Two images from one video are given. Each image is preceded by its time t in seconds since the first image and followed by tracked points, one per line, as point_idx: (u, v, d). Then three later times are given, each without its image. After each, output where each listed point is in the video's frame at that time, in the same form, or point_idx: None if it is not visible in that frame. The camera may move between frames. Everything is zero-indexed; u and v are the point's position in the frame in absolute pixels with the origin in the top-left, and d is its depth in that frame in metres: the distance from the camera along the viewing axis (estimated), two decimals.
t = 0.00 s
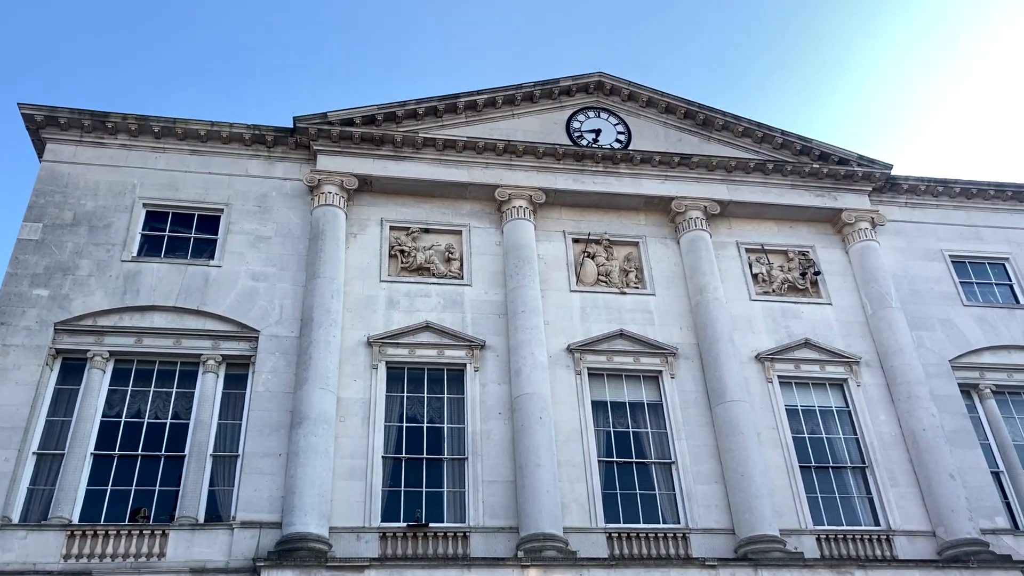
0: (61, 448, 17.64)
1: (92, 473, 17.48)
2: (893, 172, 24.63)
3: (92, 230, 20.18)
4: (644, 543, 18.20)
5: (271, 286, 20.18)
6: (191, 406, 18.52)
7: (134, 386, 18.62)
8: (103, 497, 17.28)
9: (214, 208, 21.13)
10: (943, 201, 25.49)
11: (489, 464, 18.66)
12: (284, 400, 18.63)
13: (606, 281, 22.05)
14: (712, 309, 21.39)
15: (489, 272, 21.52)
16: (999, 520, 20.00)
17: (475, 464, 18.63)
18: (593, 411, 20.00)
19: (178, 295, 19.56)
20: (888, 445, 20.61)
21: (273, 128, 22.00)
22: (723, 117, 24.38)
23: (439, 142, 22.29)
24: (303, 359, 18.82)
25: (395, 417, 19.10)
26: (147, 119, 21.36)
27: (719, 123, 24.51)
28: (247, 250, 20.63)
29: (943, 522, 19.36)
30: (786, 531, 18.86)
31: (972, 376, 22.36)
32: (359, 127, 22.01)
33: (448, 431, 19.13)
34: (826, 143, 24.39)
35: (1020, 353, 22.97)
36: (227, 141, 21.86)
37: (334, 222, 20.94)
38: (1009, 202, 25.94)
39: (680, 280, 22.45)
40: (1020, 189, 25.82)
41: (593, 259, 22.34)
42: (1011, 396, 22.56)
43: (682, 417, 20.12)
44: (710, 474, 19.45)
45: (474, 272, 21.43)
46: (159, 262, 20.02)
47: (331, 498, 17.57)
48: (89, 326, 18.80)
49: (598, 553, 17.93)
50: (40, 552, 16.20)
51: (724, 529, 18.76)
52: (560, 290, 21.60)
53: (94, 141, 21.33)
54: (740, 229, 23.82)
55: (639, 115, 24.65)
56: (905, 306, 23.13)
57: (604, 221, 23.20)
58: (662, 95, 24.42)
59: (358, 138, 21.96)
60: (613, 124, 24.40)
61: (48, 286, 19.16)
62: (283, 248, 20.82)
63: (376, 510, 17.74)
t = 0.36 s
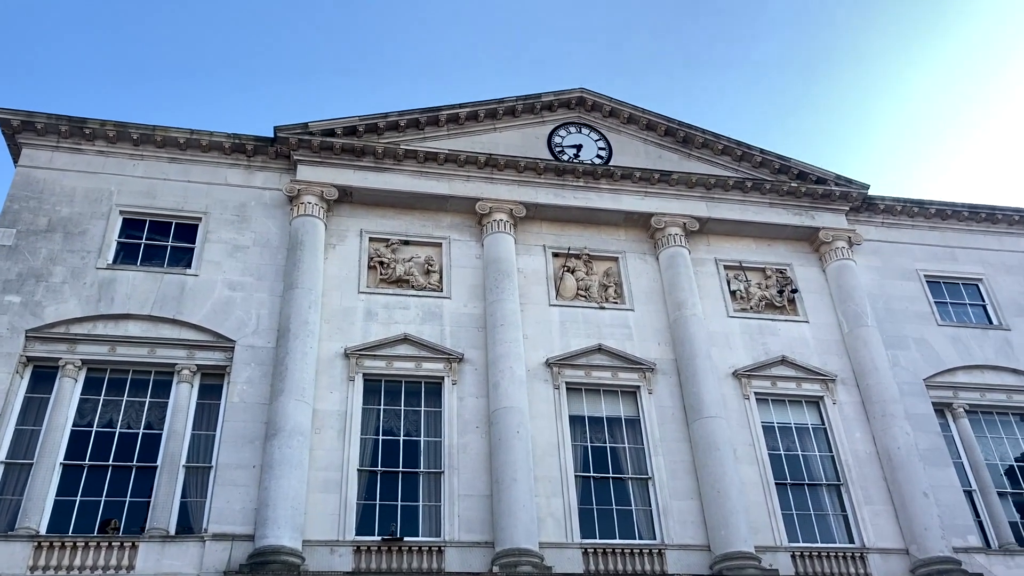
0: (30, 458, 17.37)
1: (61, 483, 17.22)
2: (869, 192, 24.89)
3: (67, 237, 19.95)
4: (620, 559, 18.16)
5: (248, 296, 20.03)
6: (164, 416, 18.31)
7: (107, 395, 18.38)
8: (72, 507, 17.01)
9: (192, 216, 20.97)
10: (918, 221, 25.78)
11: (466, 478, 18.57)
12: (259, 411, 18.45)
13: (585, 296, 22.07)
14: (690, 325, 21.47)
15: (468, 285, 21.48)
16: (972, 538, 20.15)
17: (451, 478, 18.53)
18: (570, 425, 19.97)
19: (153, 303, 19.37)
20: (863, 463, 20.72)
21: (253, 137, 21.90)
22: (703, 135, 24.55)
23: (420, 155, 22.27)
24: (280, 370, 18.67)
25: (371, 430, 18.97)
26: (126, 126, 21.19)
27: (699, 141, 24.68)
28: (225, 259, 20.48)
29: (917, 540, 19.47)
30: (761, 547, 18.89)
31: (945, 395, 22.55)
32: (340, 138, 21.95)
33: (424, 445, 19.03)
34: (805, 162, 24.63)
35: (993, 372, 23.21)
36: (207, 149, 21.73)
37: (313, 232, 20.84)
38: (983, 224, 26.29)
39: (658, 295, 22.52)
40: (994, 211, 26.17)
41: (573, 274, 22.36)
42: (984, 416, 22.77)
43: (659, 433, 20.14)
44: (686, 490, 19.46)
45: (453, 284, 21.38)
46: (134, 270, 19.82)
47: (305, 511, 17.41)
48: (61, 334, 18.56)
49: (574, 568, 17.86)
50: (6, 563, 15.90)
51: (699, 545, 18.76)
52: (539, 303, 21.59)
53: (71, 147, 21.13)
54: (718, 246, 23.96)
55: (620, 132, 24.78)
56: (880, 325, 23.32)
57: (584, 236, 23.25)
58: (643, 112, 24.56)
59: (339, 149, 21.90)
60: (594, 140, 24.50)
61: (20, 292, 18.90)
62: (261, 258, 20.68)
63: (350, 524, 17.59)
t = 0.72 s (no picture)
0: (6, 458, 17.19)
1: (37, 484, 17.04)
2: (852, 201, 25.04)
3: (47, 235, 19.78)
4: (601, 565, 18.14)
5: (230, 297, 19.92)
6: (143, 418, 18.16)
7: (85, 396, 18.22)
8: (48, 509, 16.83)
9: (174, 217, 20.83)
10: (900, 231, 25.95)
11: (447, 482, 18.51)
12: (239, 413, 18.33)
13: (569, 301, 22.07)
14: (673, 332, 21.52)
15: (452, 289, 21.44)
16: (949, 546, 20.28)
17: (432, 482, 18.46)
18: (553, 430, 19.96)
19: (134, 304, 19.22)
20: (843, 471, 20.82)
21: (238, 137, 21.79)
22: (689, 142, 24.63)
23: (405, 158, 22.23)
24: (261, 372, 18.56)
25: (352, 434, 18.89)
26: (109, 124, 21.05)
27: (684, 148, 24.76)
28: (207, 259, 20.35)
29: (895, 547, 19.57)
30: (741, 554, 18.93)
31: (925, 403, 22.70)
32: (325, 140, 21.87)
33: (406, 448, 18.95)
34: (788, 171, 24.75)
35: (972, 382, 23.39)
36: (190, 149, 21.60)
37: (296, 234, 20.74)
38: (964, 234, 26.49)
39: (642, 301, 22.56)
40: (975, 222, 26.38)
41: (557, 279, 22.36)
42: (963, 424, 22.93)
43: (641, 439, 20.16)
44: (667, 496, 19.48)
45: (437, 288, 21.34)
46: (115, 270, 19.66)
47: (284, 514, 17.29)
48: (39, 333, 18.39)
49: (554, 574, 17.84)
50: None
51: (679, 551, 18.78)
52: (523, 308, 21.58)
53: (52, 145, 20.97)
54: (702, 253, 24.03)
55: (606, 138, 24.83)
56: (861, 334, 23.46)
57: (569, 241, 23.27)
58: (629, 118, 24.62)
59: (324, 151, 21.82)
60: (580, 146, 24.54)
61: None
62: (244, 259, 20.57)
63: (330, 527, 17.50)
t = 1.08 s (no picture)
0: None
1: (14, 483, 16.87)
2: (836, 208, 25.18)
3: (28, 232, 19.61)
4: (582, 567, 18.14)
5: (213, 296, 19.80)
6: (123, 417, 18.02)
7: (64, 394, 18.06)
8: (25, 508, 16.67)
9: (157, 214, 20.69)
10: (883, 237, 26.12)
11: (429, 484, 18.48)
12: (220, 413, 18.22)
13: (553, 304, 22.09)
14: (657, 335, 21.57)
15: (437, 290, 21.41)
16: (928, 551, 20.41)
17: (414, 484, 18.42)
18: (535, 432, 19.95)
19: (115, 302, 19.08)
20: (824, 475, 20.92)
21: (222, 136, 21.69)
22: (674, 147, 24.71)
23: (391, 158, 22.17)
24: (243, 371, 18.46)
25: (334, 434, 18.82)
26: (92, 120, 20.89)
27: (670, 153, 24.84)
28: (190, 258, 20.23)
29: (875, 551, 19.68)
30: (722, 558, 18.98)
31: (906, 409, 22.85)
32: (310, 139, 21.79)
33: (388, 450, 18.91)
34: (773, 176, 24.87)
35: (952, 388, 23.57)
36: (174, 147, 21.47)
37: (280, 233, 20.65)
38: (946, 241, 26.70)
39: (626, 305, 22.60)
40: (956, 229, 26.59)
41: (542, 281, 22.37)
42: (942, 430, 23.10)
43: (624, 442, 20.19)
44: (649, 499, 19.51)
45: (421, 289, 21.30)
46: (96, 267, 19.50)
47: (265, 515, 17.20)
48: (18, 331, 18.23)
49: None
50: None
51: (661, 554, 18.82)
52: (507, 310, 21.57)
53: (34, 140, 20.81)
54: (686, 256, 24.11)
55: (592, 141, 24.86)
56: (844, 339, 23.59)
57: (554, 243, 23.29)
58: (615, 122, 24.67)
59: (309, 150, 21.74)
60: (566, 149, 24.56)
61: None
62: (227, 258, 20.46)
63: (311, 528, 17.42)
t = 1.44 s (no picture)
0: None
1: None
2: (817, 212, 25.32)
3: (4, 224, 19.39)
4: (559, 567, 18.15)
5: (192, 292, 19.66)
6: (99, 412, 17.85)
7: (39, 389, 17.88)
8: None
9: (137, 209, 20.52)
10: (863, 242, 26.29)
11: (408, 482, 18.43)
12: (198, 410, 18.09)
13: (535, 304, 22.08)
14: (638, 337, 21.62)
15: (418, 288, 21.36)
16: (903, 553, 20.58)
17: (393, 483, 18.37)
18: (515, 432, 19.94)
19: (93, 296, 18.90)
20: (801, 478, 21.03)
21: (204, 130, 21.52)
22: (657, 149, 24.77)
23: (374, 156, 22.09)
24: (221, 368, 18.33)
25: (313, 432, 18.73)
26: (71, 113, 20.69)
27: (653, 154, 24.90)
28: (169, 253, 20.07)
29: (850, 554, 19.82)
30: (699, 559, 19.04)
31: (883, 413, 23.01)
32: (293, 135, 21.66)
33: (367, 448, 18.84)
34: (755, 179, 24.98)
35: (929, 392, 23.76)
36: (155, 141, 21.30)
37: (261, 229, 20.53)
38: (925, 246, 26.91)
39: (608, 306, 22.64)
40: (935, 235, 26.81)
41: (524, 281, 22.36)
42: (918, 434, 23.28)
43: (603, 442, 20.23)
44: (627, 500, 19.55)
45: (403, 288, 21.24)
46: (74, 261, 19.31)
47: (242, 513, 17.10)
48: None
49: None
50: None
51: (638, 555, 18.86)
52: (488, 310, 21.54)
53: (12, 132, 20.58)
54: (668, 258, 24.18)
55: (576, 141, 24.88)
56: (823, 342, 23.73)
57: (536, 243, 23.28)
58: (599, 123, 24.69)
59: (291, 146, 21.61)
60: (550, 149, 24.57)
61: None
62: (207, 254, 20.32)
63: (288, 527, 17.33)
